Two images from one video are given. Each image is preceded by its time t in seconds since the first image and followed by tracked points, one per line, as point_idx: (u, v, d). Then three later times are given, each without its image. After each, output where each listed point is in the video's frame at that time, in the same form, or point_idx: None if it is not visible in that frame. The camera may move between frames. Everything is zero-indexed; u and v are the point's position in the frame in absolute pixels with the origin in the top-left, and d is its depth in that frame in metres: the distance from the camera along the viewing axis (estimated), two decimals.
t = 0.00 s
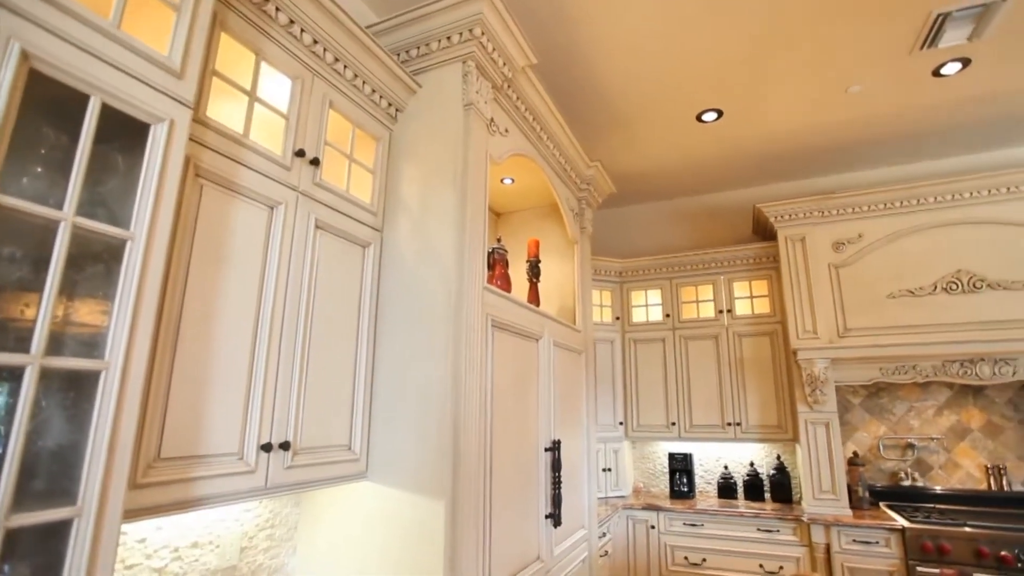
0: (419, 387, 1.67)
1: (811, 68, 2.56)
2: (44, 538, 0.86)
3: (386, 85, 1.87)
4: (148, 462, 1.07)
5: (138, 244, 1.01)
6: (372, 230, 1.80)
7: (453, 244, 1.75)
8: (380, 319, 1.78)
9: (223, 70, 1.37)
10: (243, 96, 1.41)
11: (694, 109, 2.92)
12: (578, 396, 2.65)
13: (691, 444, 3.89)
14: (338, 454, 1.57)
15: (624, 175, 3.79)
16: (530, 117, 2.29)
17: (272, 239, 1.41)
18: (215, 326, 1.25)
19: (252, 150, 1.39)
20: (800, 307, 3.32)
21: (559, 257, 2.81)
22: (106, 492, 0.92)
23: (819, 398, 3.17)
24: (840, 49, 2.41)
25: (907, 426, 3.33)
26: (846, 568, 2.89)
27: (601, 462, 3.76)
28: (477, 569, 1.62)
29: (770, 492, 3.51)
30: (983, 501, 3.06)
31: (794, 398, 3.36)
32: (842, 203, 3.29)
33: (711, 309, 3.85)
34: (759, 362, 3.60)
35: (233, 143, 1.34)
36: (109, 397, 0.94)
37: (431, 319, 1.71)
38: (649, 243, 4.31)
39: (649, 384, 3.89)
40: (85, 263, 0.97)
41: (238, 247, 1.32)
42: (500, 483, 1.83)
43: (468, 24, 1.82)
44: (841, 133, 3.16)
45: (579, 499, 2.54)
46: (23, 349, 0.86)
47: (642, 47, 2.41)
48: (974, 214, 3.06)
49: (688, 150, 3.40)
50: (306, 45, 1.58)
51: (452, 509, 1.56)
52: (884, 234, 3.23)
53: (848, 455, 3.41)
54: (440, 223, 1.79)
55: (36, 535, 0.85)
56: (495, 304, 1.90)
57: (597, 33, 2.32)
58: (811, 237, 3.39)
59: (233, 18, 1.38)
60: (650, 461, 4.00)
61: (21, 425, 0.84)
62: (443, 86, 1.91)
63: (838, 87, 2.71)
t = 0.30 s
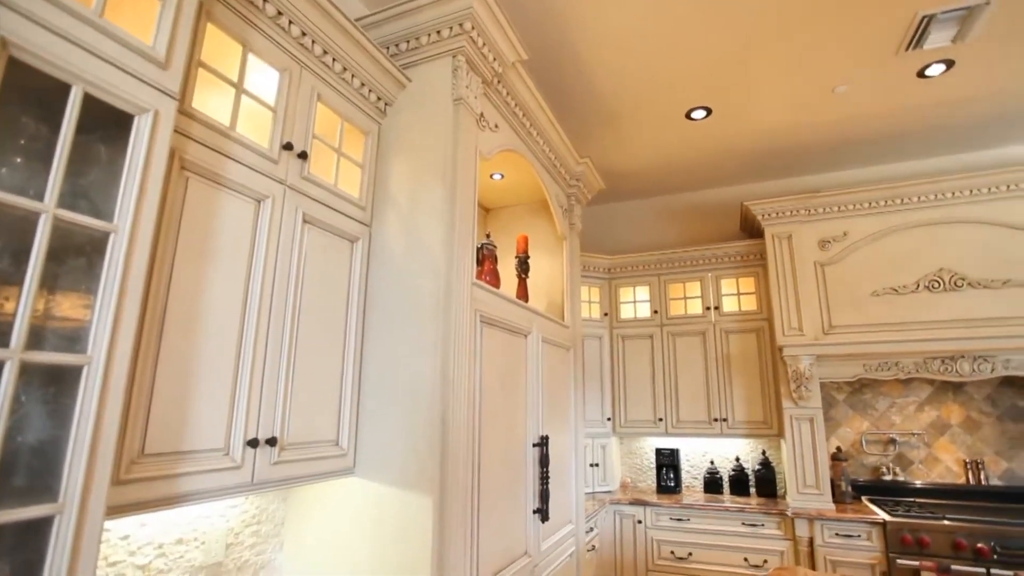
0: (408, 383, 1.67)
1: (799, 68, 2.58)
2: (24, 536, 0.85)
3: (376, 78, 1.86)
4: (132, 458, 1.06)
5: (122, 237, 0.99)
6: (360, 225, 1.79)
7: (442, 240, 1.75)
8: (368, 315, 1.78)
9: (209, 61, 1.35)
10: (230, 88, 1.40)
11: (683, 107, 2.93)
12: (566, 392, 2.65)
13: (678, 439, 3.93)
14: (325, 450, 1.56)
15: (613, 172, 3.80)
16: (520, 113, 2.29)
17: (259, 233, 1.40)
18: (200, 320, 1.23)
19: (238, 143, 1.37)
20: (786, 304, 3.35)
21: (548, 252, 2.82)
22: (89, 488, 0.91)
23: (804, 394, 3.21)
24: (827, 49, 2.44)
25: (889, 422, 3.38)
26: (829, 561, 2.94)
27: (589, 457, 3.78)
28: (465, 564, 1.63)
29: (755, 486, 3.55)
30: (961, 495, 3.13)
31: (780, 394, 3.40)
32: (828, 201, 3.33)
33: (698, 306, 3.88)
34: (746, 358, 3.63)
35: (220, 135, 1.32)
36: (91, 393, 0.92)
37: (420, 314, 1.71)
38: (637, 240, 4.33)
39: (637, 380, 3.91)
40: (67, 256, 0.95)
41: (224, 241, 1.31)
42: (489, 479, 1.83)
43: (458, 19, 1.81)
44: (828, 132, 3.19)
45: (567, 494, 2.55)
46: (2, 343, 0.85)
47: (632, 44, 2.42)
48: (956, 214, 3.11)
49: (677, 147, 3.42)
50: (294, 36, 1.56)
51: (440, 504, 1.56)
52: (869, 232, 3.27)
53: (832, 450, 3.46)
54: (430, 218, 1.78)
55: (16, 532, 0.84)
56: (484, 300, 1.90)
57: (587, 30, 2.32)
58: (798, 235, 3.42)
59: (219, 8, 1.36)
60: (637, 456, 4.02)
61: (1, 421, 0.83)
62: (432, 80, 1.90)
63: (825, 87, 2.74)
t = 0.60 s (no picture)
0: (396, 379, 1.66)
1: (787, 67, 2.60)
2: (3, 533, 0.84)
3: (364, 71, 1.84)
4: (114, 454, 1.04)
5: (104, 230, 0.97)
6: (348, 220, 1.78)
7: (431, 235, 1.74)
8: (356, 310, 1.76)
9: (194, 51, 1.33)
10: (216, 79, 1.37)
11: (673, 104, 2.94)
12: (554, 387, 2.66)
13: (665, 435, 3.96)
14: (312, 445, 1.55)
15: (603, 168, 3.81)
16: (510, 108, 2.28)
17: (245, 227, 1.38)
18: (185, 315, 1.22)
19: (224, 135, 1.35)
20: (772, 301, 3.39)
21: (537, 248, 2.82)
22: (71, 485, 0.89)
23: (789, 390, 3.26)
24: (815, 48, 2.46)
25: (871, 417, 3.44)
26: (811, 554, 2.98)
27: (576, 453, 3.80)
28: (453, 559, 1.63)
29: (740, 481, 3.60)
30: (941, 488, 3.19)
31: (765, 390, 3.44)
32: (815, 199, 3.36)
33: (686, 302, 3.90)
34: (732, 355, 3.67)
35: (205, 127, 1.30)
36: (72, 389, 0.91)
37: (408, 310, 1.70)
38: (626, 237, 4.34)
39: (625, 376, 3.94)
40: (47, 249, 0.93)
41: (210, 234, 1.29)
42: (477, 475, 1.83)
43: (448, 12, 1.80)
44: (815, 131, 3.23)
45: (554, 489, 2.57)
46: None
47: (622, 41, 2.42)
48: (939, 213, 3.17)
49: (666, 144, 3.43)
50: (281, 28, 1.54)
51: (427, 499, 1.56)
52: (854, 231, 3.31)
53: (816, 445, 3.50)
54: (418, 213, 1.77)
55: None
56: (473, 296, 1.90)
57: (578, 25, 2.32)
58: (784, 232, 3.46)
59: None
60: (624, 452, 4.05)
61: None
62: (422, 74, 1.89)
63: (813, 86, 2.76)
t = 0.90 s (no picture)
0: (383, 374, 1.65)
1: (775, 65, 2.62)
2: None
3: (352, 64, 1.82)
4: (96, 451, 1.03)
5: (84, 222, 0.95)
6: (335, 214, 1.76)
7: (419, 229, 1.73)
8: (343, 305, 1.75)
9: (177, 41, 1.30)
10: (200, 70, 1.35)
11: (662, 101, 2.95)
12: (542, 382, 2.67)
13: (652, 430, 3.99)
14: (298, 441, 1.54)
15: (593, 164, 3.82)
16: (499, 103, 2.27)
17: (231, 220, 1.36)
18: (168, 309, 1.20)
19: (209, 127, 1.33)
20: (759, 298, 3.42)
21: (526, 244, 2.82)
22: (50, 482, 0.88)
23: (774, 385, 3.30)
24: (804, 47, 2.47)
25: (854, 413, 3.49)
26: (795, 547, 3.03)
27: (564, 448, 3.82)
28: (440, 554, 1.63)
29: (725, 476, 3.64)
30: (920, 481, 3.26)
31: (751, 386, 3.48)
32: (801, 197, 3.40)
33: (673, 299, 3.93)
34: (718, 351, 3.70)
35: (189, 118, 1.28)
36: (52, 384, 0.89)
37: (395, 305, 1.69)
38: (615, 233, 4.36)
39: (612, 371, 3.96)
40: (25, 241, 0.92)
41: (194, 227, 1.27)
42: (464, 470, 1.83)
43: (437, 5, 1.79)
44: (802, 129, 3.26)
45: (542, 483, 2.58)
46: None
47: (613, 37, 2.42)
48: (921, 212, 3.21)
49: (655, 141, 3.44)
50: (267, 18, 1.52)
51: (415, 495, 1.56)
52: (839, 229, 3.35)
53: (799, 440, 3.55)
54: (406, 208, 1.76)
55: None
56: (461, 291, 1.89)
57: (568, 21, 2.31)
58: (771, 230, 3.49)
59: None
60: (611, 447, 4.08)
61: None
62: (410, 67, 1.87)
63: (800, 85, 2.79)
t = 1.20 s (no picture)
0: (369, 369, 1.64)
1: (763, 63, 2.63)
2: None
3: (339, 56, 1.80)
4: (74, 447, 1.01)
5: (61, 214, 0.93)
6: (321, 207, 1.74)
7: (407, 223, 1.72)
8: (329, 299, 1.73)
9: (158, 29, 1.27)
10: (182, 59, 1.32)
11: (651, 97, 2.95)
12: (530, 378, 2.67)
13: (638, 426, 4.02)
14: (284, 437, 1.53)
15: (582, 160, 3.82)
16: (488, 98, 2.26)
17: (214, 213, 1.34)
18: (150, 303, 1.18)
19: (191, 118, 1.30)
20: (745, 294, 3.45)
21: (514, 240, 2.81)
22: (26, 479, 0.86)
23: (759, 381, 3.34)
24: (792, 45, 2.49)
25: (836, 408, 3.55)
26: (777, 540, 3.08)
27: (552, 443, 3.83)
28: (427, 550, 1.63)
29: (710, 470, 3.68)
30: (899, 475, 3.33)
31: (737, 382, 3.52)
32: (787, 195, 3.43)
33: (661, 295, 3.95)
34: (705, 347, 3.74)
35: (171, 109, 1.25)
36: (28, 380, 0.87)
37: (383, 300, 1.68)
38: (603, 229, 4.37)
39: (600, 367, 3.98)
40: None
41: (176, 220, 1.25)
42: (452, 466, 1.83)
43: None
44: (789, 127, 3.28)
45: (529, 478, 2.59)
46: None
47: (603, 32, 2.41)
48: (904, 211, 3.26)
49: (644, 137, 3.45)
50: (252, 8, 1.49)
51: (402, 490, 1.55)
52: (824, 227, 3.39)
53: (783, 435, 3.60)
54: (394, 202, 1.75)
55: None
56: (449, 286, 1.88)
57: (558, 15, 2.30)
58: (757, 227, 3.52)
59: None
60: (598, 442, 4.10)
61: None
62: (398, 60, 1.86)
63: (787, 84, 2.81)
